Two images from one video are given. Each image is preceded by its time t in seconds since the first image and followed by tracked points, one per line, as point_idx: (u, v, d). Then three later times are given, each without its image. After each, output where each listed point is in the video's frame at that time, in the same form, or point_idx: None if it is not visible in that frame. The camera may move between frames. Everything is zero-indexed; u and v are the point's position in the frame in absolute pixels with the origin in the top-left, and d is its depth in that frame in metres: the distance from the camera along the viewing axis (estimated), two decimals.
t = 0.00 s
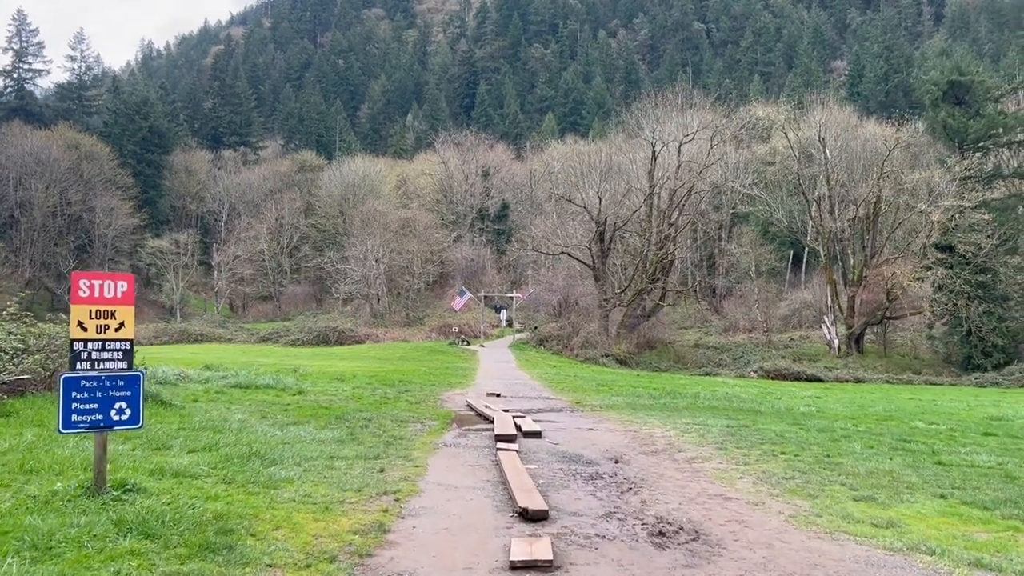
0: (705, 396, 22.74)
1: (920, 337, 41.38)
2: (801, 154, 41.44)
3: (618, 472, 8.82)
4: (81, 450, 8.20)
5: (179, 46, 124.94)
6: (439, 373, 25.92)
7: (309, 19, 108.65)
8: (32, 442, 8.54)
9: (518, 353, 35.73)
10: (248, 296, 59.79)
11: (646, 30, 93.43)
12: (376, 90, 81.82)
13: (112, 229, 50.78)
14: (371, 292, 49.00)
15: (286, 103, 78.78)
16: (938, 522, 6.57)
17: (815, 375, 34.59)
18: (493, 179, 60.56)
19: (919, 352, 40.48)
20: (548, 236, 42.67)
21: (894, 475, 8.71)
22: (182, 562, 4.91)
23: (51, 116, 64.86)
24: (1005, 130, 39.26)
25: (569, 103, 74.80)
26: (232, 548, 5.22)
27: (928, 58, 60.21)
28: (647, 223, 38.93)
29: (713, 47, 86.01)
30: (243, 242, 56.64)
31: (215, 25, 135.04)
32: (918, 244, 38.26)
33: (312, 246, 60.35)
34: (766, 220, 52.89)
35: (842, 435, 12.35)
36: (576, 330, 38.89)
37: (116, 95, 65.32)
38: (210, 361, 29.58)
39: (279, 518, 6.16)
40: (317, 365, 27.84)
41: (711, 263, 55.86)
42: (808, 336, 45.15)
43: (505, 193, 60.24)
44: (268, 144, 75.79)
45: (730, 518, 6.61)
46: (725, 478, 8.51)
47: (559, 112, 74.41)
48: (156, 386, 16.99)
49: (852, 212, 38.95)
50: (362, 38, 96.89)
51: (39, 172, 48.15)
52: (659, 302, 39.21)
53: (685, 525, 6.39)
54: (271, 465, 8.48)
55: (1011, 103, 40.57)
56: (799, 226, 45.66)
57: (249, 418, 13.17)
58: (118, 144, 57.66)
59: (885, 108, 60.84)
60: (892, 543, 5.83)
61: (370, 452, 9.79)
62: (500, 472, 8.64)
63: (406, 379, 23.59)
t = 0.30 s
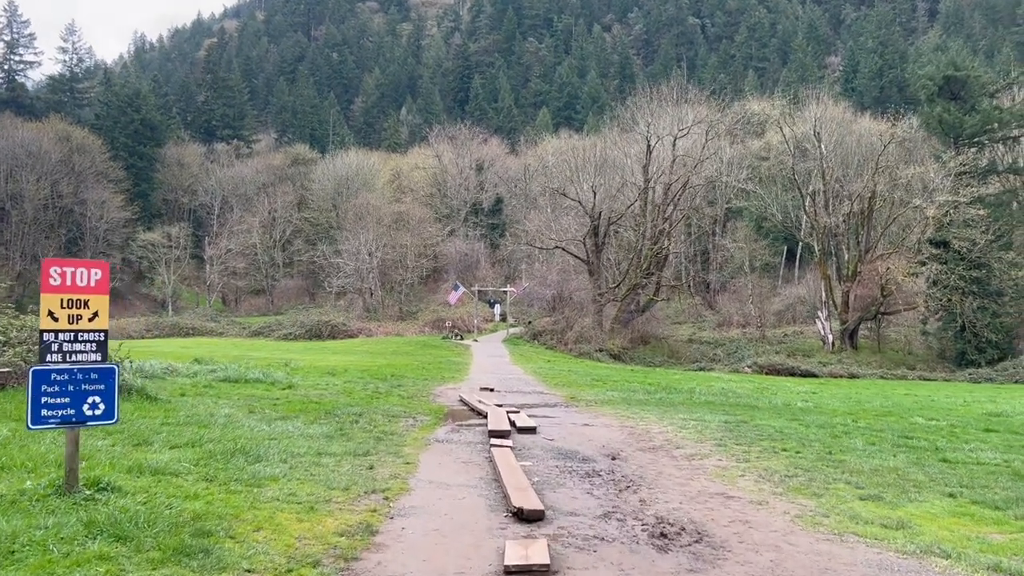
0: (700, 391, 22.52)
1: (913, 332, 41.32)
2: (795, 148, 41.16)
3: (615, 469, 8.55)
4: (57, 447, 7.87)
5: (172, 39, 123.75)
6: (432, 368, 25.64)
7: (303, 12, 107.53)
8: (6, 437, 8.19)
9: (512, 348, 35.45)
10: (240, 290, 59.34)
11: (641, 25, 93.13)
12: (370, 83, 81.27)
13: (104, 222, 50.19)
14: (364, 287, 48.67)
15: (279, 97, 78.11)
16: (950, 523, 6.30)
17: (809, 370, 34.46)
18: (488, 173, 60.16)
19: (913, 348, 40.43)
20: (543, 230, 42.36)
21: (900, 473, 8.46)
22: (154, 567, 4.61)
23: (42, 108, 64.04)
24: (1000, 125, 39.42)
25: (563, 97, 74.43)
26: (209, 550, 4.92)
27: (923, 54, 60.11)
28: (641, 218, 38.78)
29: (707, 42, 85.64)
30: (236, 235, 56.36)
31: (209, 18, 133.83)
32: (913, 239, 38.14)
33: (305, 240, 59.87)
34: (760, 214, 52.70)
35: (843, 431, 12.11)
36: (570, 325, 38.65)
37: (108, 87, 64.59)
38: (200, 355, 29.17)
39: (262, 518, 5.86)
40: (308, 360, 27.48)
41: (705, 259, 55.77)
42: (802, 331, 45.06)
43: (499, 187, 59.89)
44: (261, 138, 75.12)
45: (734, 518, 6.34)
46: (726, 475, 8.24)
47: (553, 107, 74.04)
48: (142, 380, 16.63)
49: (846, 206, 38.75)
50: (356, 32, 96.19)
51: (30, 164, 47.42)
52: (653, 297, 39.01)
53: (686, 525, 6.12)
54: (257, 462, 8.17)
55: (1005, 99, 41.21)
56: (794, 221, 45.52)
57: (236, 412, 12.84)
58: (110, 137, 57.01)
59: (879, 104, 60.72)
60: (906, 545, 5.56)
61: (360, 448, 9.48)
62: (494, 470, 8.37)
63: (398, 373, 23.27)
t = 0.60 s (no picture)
0: (696, 389, 22.26)
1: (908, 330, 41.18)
2: (790, 144, 40.86)
3: (613, 471, 8.26)
4: (31, 449, 7.52)
5: (164, 33, 122.68)
6: (426, 364, 25.33)
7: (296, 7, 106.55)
8: None
9: (506, 345, 35.13)
10: (233, 286, 58.90)
11: (635, 21, 92.83)
12: (364, 78, 80.65)
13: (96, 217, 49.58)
14: (357, 282, 48.30)
15: (273, 91, 77.47)
16: (962, 529, 6.05)
17: (804, 367, 34.31)
18: (482, 169, 59.79)
19: (908, 345, 40.30)
20: (537, 227, 42.02)
21: (906, 475, 8.20)
22: None
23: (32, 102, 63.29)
24: (995, 122, 39.35)
25: (558, 93, 74.02)
26: (183, 564, 4.62)
27: (917, 51, 59.98)
28: (636, 214, 38.51)
29: (702, 39, 85.28)
30: (228, 230, 55.77)
31: (201, 13, 132.76)
32: (907, 236, 37.94)
33: (298, 236, 59.37)
34: (755, 211, 52.48)
35: (844, 431, 11.85)
36: (565, 322, 38.39)
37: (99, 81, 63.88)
38: (191, 352, 28.79)
39: (243, 527, 5.56)
40: (300, 356, 27.08)
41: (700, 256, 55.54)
42: (796, 328, 44.92)
43: (493, 183, 59.53)
44: (254, 133, 74.47)
45: (739, 526, 6.06)
46: (727, 478, 7.97)
47: (547, 103, 73.64)
48: (129, 377, 16.28)
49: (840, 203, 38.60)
50: (349, 26, 95.50)
51: (21, 158, 46.69)
52: (647, 294, 38.76)
53: (690, 533, 5.84)
54: (241, 464, 7.86)
55: (1000, 96, 41.02)
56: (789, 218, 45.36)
57: (223, 411, 12.53)
58: (101, 131, 56.38)
59: (874, 100, 60.58)
60: (921, 556, 5.29)
61: (349, 450, 9.17)
62: (487, 472, 8.08)
63: (391, 370, 22.97)
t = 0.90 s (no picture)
0: (693, 386, 22.02)
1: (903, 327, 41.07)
2: (785, 141, 40.65)
3: (614, 472, 7.99)
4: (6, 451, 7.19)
5: (157, 29, 121.81)
6: (420, 361, 25.03)
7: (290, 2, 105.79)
8: None
9: (501, 342, 34.83)
10: (226, 282, 58.47)
11: (630, 18, 92.47)
12: (358, 75, 80.14)
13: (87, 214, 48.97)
14: (351, 279, 47.95)
15: (266, 88, 76.90)
16: (980, 535, 5.80)
17: (799, 364, 34.16)
18: (476, 165, 59.48)
19: (903, 342, 40.19)
20: (531, 223, 41.73)
21: (915, 476, 7.95)
22: None
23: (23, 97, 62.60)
24: (990, 118, 39.18)
25: (552, 90, 73.74)
26: None
27: (911, 48, 59.96)
28: (631, 210, 38.24)
29: (696, 36, 85.04)
30: (220, 226, 55.12)
31: (195, 9, 131.91)
32: (902, 233, 37.81)
33: (291, 232, 58.89)
34: (750, 207, 52.35)
35: (847, 430, 11.60)
36: (559, 319, 38.11)
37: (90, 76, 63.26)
38: (182, 348, 28.43)
39: (226, 535, 5.25)
40: (292, 353, 26.73)
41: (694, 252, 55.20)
42: (790, 325, 44.79)
43: (488, 179, 59.28)
44: (247, 129, 73.91)
45: (749, 531, 5.79)
46: (732, 480, 7.71)
47: (541, 99, 73.36)
48: (115, 374, 15.93)
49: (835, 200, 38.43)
50: (343, 22, 94.94)
51: (12, 154, 46.02)
52: (642, 291, 38.52)
53: (699, 538, 5.56)
54: (228, 466, 7.55)
55: (994, 93, 41.21)
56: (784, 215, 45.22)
57: (211, 410, 12.17)
58: (92, 127, 55.79)
59: (867, 98, 60.51)
60: (942, 563, 5.03)
61: (341, 450, 8.87)
62: (484, 474, 7.79)
63: (385, 367, 22.62)
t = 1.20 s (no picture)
0: (689, 386, 21.79)
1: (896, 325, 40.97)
2: (778, 140, 40.50)
3: (613, 478, 7.72)
4: None
5: (148, 26, 120.75)
6: (413, 361, 24.74)
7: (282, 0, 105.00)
8: None
9: (494, 341, 34.51)
10: (217, 281, 57.92)
11: (622, 17, 92.29)
12: (350, 73, 79.62)
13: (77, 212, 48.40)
14: (343, 277, 47.54)
15: (258, 85, 76.29)
16: (1000, 545, 5.55)
17: (793, 363, 34.00)
18: (469, 163, 59.17)
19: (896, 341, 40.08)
20: (524, 222, 41.43)
21: (924, 480, 7.72)
22: None
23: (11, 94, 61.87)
24: (983, 117, 39.23)
25: (544, 88, 73.51)
26: None
27: (903, 47, 59.98)
28: (624, 209, 38.01)
29: (688, 35, 84.88)
30: (211, 225, 54.60)
31: (187, 7, 130.99)
32: (895, 232, 37.74)
33: (282, 230, 58.38)
34: (743, 206, 52.26)
35: (850, 431, 11.37)
36: (552, 317, 37.84)
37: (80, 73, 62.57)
38: (170, 347, 27.96)
39: (207, 550, 4.94)
40: (283, 353, 26.35)
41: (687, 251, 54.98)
42: (784, 324, 44.67)
43: (481, 177, 59.05)
44: (239, 127, 73.29)
45: (759, 541, 5.53)
46: (736, 485, 7.45)
47: (534, 98, 73.14)
48: (99, 375, 15.57)
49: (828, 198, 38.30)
50: (335, 20, 94.38)
51: None
52: (635, 289, 38.30)
53: (707, 552, 5.28)
54: (212, 472, 7.24)
55: (987, 91, 40.84)
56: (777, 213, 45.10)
57: (197, 412, 11.83)
58: (82, 124, 55.19)
59: (860, 97, 60.50)
60: None
61: (330, 455, 8.57)
62: (479, 480, 7.51)
63: (377, 367, 22.28)
